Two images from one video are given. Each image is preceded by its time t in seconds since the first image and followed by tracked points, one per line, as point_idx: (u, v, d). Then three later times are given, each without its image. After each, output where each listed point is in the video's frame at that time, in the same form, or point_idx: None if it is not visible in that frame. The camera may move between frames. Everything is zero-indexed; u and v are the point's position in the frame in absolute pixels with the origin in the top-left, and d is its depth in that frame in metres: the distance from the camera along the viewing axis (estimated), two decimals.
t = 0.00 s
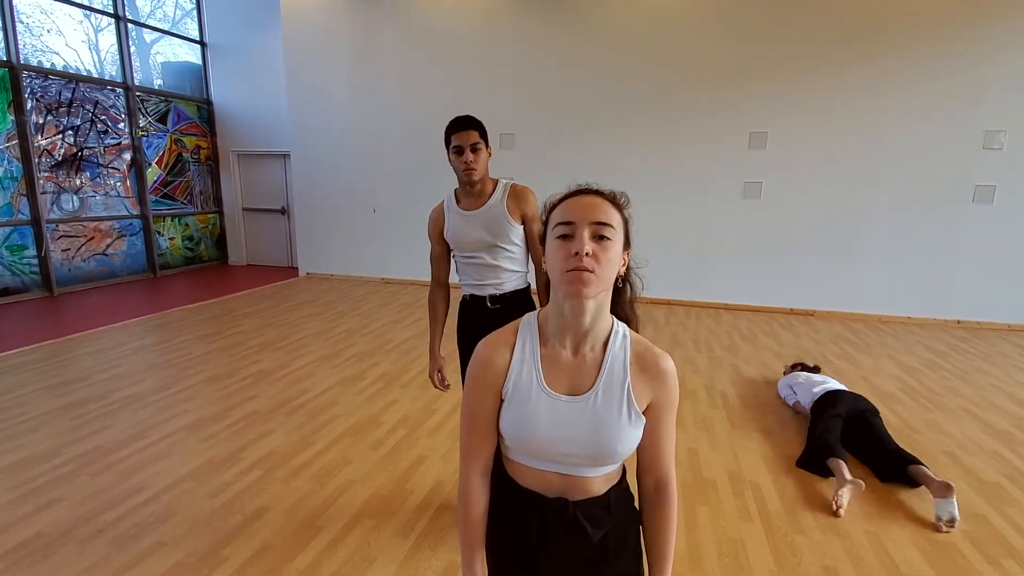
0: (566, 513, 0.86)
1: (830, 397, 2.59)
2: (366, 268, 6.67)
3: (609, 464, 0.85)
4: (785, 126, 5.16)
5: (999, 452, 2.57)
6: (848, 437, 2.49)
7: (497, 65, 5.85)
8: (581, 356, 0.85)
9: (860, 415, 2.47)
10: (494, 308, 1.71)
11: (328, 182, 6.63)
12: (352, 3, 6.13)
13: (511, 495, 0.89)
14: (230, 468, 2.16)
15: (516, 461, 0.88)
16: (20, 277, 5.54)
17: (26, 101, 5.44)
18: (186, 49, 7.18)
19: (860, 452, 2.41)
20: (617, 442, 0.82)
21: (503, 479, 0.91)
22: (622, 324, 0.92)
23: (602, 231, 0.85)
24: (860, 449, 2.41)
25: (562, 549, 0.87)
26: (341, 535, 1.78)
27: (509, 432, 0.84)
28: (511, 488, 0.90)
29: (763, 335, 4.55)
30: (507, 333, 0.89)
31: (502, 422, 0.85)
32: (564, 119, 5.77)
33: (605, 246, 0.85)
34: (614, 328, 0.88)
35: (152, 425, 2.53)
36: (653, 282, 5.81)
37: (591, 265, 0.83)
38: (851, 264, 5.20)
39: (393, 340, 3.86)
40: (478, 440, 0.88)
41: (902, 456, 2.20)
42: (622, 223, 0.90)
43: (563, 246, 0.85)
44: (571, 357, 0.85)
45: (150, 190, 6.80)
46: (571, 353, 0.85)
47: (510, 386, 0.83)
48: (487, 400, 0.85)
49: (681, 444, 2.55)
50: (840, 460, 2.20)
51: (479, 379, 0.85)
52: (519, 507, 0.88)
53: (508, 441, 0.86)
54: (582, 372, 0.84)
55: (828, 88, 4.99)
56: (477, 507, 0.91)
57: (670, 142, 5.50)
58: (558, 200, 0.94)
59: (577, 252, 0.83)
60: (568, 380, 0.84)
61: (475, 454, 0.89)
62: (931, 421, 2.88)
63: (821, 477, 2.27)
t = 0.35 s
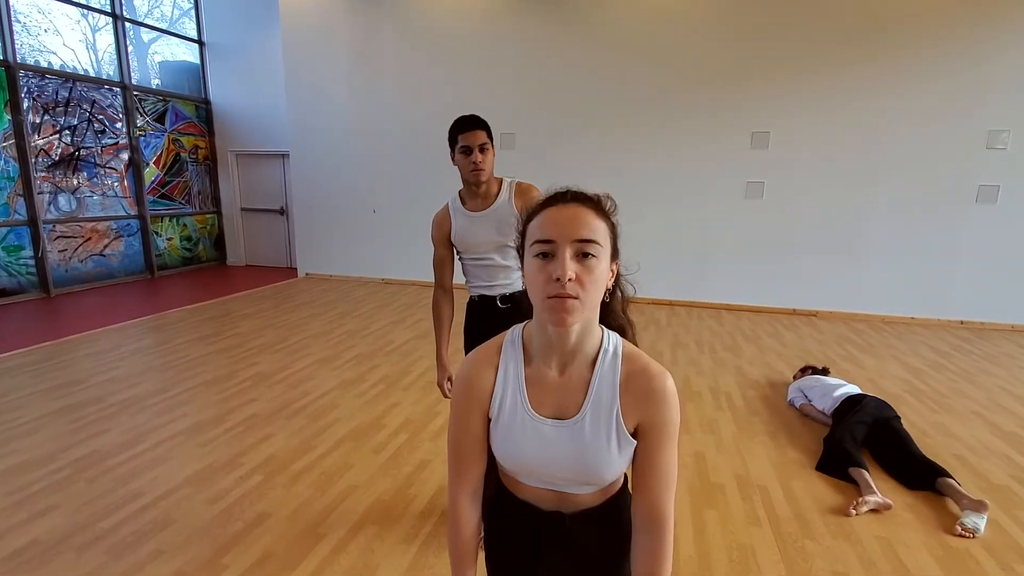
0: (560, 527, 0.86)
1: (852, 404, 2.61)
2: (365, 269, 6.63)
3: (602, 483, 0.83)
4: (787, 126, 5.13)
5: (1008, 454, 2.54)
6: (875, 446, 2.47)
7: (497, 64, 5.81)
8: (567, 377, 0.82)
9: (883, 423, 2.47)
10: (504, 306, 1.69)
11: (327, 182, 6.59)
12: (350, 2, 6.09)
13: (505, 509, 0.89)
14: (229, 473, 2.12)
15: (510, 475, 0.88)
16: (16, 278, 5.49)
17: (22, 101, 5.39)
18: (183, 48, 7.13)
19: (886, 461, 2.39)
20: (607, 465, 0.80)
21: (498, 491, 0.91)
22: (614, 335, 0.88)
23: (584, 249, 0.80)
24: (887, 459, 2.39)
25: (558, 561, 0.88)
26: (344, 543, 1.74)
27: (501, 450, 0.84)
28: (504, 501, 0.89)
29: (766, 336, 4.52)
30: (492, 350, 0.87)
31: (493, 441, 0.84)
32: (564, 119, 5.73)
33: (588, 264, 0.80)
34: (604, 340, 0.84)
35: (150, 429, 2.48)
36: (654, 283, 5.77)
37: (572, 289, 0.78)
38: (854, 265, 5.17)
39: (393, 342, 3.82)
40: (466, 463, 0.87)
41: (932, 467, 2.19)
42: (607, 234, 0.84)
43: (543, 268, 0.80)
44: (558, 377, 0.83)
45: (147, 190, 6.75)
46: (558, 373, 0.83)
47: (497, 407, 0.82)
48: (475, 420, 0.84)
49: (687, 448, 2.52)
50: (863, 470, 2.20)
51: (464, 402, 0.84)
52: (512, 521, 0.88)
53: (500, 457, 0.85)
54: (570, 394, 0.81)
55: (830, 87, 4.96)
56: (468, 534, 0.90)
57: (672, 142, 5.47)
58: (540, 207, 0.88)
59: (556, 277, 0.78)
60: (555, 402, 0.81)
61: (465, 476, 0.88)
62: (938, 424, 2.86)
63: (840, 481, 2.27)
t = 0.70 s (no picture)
0: (585, 518, 0.85)
1: (842, 407, 2.59)
2: (364, 270, 6.59)
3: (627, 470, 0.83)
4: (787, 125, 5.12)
5: (1013, 454, 2.53)
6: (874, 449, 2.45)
7: (497, 63, 5.78)
8: (584, 377, 0.81)
9: (877, 422, 2.46)
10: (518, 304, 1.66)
11: (325, 182, 6.55)
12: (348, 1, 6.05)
13: (530, 500, 0.90)
14: (228, 476, 2.09)
15: (533, 468, 0.89)
16: (11, 279, 5.43)
17: (16, 100, 5.34)
18: (179, 47, 7.08)
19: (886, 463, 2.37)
20: (629, 453, 0.80)
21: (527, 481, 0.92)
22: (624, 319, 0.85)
23: (589, 256, 0.77)
24: (886, 461, 2.37)
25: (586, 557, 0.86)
26: (346, 547, 1.71)
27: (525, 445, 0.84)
28: (531, 492, 0.90)
29: (767, 336, 4.50)
30: (503, 354, 0.83)
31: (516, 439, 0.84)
32: (564, 119, 5.71)
33: (595, 270, 0.77)
34: (616, 327, 0.82)
35: (147, 431, 2.44)
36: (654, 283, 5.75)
37: (580, 298, 0.76)
38: (855, 265, 5.16)
39: (392, 343, 3.78)
40: (482, 465, 0.84)
41: (932, 464, 2.17)
42: (611, 229, 0.80)
43: (547, 281, 0.77)
44: (573, 377, 0.81)
45: (143, 190, 6.70)
46: (573, 371, 0.81)
47: (516, 409, 0.81)
48: (493, 427, 0.82)
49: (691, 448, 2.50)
50: (865, 470, 2.18)
51: (480, 410, 0.81)
52: (537, 515, 0.88)
53: (525, 451, 0.86)
54: (587, 390, 0.80)
55: (831, 86, 4.95)
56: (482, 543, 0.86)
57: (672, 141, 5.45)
58: (537, 206, 0.83)
59: (562, 292, 0.76)
60: (573, 401, 0.80)
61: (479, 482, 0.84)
62: (942, 424, 2.85)
63: (844, 483, 2.25)
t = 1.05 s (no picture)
0: (658, 479, 0.82)
1: (843, 408, 2.59)
2: (357, 270, 6.54)
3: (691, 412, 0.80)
4: (780, 125, 5.12)
5: (1010, 455, 2.54)
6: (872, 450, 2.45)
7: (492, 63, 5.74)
8: (648, 323, 0.79)
9: (876, 424, 2.45)
10: (529, 306, 1.64)
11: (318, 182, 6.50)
12: None
13: (590, 475, 0.83)
14: (221, 482, 2.05)
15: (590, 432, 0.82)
16: None
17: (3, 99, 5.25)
18: (168, 45, 6.99)
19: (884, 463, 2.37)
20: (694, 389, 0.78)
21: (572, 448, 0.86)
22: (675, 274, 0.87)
23: (649, 221, 0.77)
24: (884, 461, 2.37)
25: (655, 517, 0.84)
26: (342, 555, 1.68)
27: (585, 397, 0.79)
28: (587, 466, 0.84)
29: (762, 336, 4.50)
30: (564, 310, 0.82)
31: (575, 392, 0.80)
32: (559, 120, 5.69)
33: (656, 233, 0.78)
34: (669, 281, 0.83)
35: (137, 436, 2.40)
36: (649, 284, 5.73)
37: (645, 254, 0.76)
38: (848, 265, 5.17)
39: (386, 345, 3.74)
40: (537, 406, 0.82)
41: (932, 466, 2.16)
42: (669, 195, 0.82)
43: (612, 242, 0.78)
44: (638, 325, 0.80)
45: (133, 190, 6.61)
46: (638, 320, 0.80)
47: (581, 355, 0.78)
48: (554, 376, 0.79)
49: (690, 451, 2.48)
50: (863, 471, 2.17)
51: (546, 357, 0.78)
52: (593, 474, 0.83)
53: (583, 405, 0.80)
54: (650, 333, 0.79)
55: (825, 87, 4.96)
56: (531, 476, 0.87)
57: (667, 141, 5.44)
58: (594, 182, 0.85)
59: (628, 253, 0.76)
60: (639, 344, 0.79)
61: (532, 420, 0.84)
62: (939, 424, 2.85)
63: (843, 484, 2.24)
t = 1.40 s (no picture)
0: (697, 465, 0.95)
1: (834, 409, 2.59)
2: (347, 271, 6.49)
3: (715, 423, 1.03)
4: (772, 127, 5.14)
5: (1000, 455, 2.55)
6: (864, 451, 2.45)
7: (483, 63, 5.71)
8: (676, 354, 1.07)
9: (869, 426, 2.46)
10: (531, 319, 1.71)
11: (308, 182, 6.43)
12: None
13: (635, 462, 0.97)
14: (208, 489, 2.00)
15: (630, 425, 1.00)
16: None
17: None
18: (155, 43, 6.89)
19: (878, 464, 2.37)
20: (715, 396, 1.04)
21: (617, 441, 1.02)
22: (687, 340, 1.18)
23: (689, 295, 1.02)
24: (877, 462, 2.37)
25: (693, 506, 0.95)
26: (333, 562, 1.65)
27: (632, 392, 1.01)
28: (633, 455, 0.98)
29: (753, 336, 4.52)
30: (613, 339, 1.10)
31: (621, 387, 1.03)
32: (550, 119, 5.66)
33: (691, 305, 1.03)
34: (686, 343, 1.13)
35: (122, 442, 2.34)
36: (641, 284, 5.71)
37: (684, 310, 1.02)
38: (839, 265, 5.20)
39: (377, 346, 3.71)
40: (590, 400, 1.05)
41: (925, 467, 2.16)
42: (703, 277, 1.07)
43: (657, 297, 1.03)
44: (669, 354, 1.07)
45: (118, 190, 6.50)
46: (669, 351, 1.07)
47: (631, 361, 1.02)
48: (605, 374, 1.04)
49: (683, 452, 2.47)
50: (856, 471, 2.18)
51: (603, 353, 1.05)
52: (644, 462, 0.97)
53: (628, 400, 1.01)
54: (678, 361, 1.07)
55: (816, 89, 4.98)
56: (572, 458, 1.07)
57: (658, 142, 5.43)
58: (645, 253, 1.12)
59: (673, 319, 1.01)
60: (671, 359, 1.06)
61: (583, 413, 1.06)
62: (930, 424, 2.86)
63: (837, 486, 2.24)
